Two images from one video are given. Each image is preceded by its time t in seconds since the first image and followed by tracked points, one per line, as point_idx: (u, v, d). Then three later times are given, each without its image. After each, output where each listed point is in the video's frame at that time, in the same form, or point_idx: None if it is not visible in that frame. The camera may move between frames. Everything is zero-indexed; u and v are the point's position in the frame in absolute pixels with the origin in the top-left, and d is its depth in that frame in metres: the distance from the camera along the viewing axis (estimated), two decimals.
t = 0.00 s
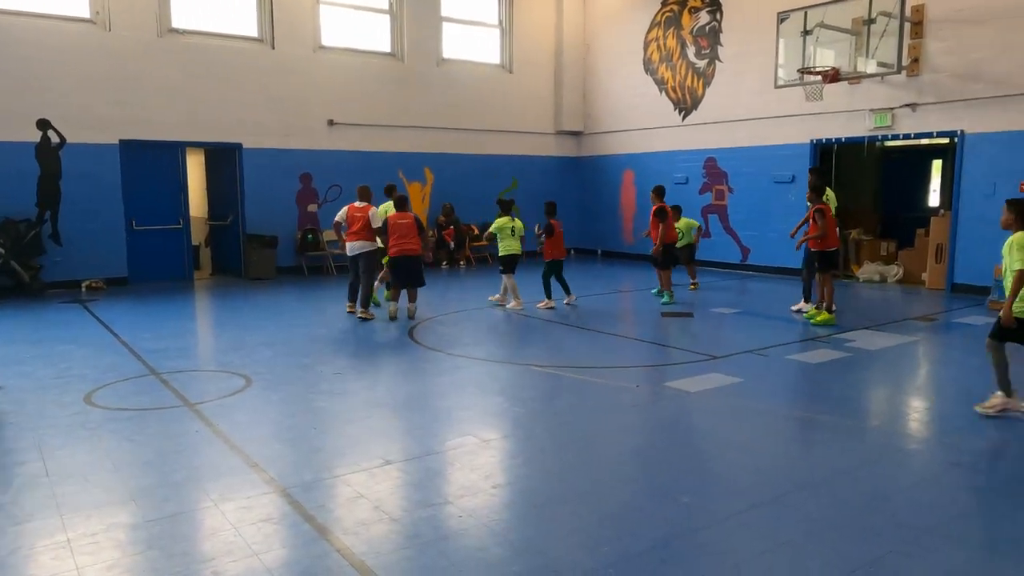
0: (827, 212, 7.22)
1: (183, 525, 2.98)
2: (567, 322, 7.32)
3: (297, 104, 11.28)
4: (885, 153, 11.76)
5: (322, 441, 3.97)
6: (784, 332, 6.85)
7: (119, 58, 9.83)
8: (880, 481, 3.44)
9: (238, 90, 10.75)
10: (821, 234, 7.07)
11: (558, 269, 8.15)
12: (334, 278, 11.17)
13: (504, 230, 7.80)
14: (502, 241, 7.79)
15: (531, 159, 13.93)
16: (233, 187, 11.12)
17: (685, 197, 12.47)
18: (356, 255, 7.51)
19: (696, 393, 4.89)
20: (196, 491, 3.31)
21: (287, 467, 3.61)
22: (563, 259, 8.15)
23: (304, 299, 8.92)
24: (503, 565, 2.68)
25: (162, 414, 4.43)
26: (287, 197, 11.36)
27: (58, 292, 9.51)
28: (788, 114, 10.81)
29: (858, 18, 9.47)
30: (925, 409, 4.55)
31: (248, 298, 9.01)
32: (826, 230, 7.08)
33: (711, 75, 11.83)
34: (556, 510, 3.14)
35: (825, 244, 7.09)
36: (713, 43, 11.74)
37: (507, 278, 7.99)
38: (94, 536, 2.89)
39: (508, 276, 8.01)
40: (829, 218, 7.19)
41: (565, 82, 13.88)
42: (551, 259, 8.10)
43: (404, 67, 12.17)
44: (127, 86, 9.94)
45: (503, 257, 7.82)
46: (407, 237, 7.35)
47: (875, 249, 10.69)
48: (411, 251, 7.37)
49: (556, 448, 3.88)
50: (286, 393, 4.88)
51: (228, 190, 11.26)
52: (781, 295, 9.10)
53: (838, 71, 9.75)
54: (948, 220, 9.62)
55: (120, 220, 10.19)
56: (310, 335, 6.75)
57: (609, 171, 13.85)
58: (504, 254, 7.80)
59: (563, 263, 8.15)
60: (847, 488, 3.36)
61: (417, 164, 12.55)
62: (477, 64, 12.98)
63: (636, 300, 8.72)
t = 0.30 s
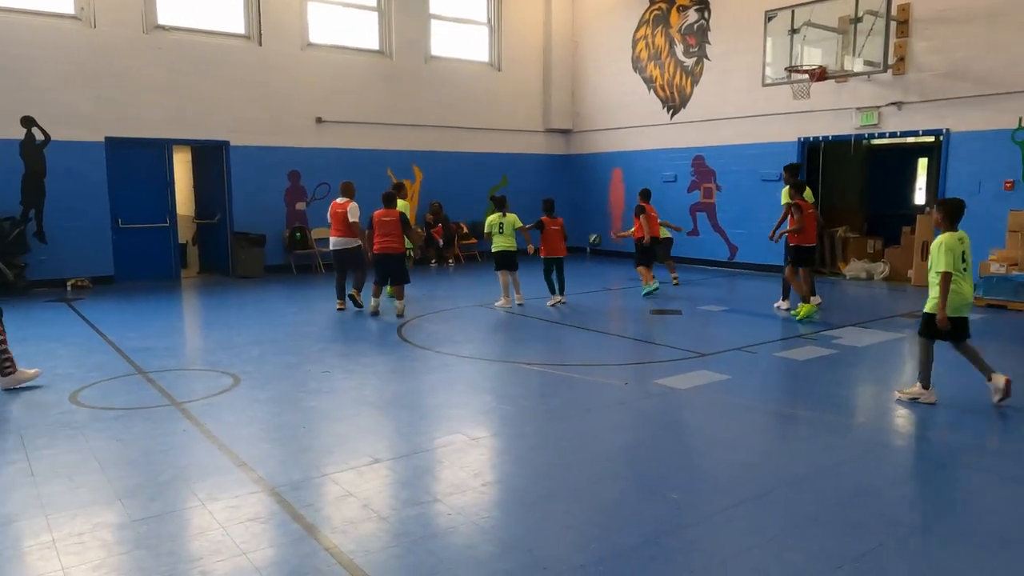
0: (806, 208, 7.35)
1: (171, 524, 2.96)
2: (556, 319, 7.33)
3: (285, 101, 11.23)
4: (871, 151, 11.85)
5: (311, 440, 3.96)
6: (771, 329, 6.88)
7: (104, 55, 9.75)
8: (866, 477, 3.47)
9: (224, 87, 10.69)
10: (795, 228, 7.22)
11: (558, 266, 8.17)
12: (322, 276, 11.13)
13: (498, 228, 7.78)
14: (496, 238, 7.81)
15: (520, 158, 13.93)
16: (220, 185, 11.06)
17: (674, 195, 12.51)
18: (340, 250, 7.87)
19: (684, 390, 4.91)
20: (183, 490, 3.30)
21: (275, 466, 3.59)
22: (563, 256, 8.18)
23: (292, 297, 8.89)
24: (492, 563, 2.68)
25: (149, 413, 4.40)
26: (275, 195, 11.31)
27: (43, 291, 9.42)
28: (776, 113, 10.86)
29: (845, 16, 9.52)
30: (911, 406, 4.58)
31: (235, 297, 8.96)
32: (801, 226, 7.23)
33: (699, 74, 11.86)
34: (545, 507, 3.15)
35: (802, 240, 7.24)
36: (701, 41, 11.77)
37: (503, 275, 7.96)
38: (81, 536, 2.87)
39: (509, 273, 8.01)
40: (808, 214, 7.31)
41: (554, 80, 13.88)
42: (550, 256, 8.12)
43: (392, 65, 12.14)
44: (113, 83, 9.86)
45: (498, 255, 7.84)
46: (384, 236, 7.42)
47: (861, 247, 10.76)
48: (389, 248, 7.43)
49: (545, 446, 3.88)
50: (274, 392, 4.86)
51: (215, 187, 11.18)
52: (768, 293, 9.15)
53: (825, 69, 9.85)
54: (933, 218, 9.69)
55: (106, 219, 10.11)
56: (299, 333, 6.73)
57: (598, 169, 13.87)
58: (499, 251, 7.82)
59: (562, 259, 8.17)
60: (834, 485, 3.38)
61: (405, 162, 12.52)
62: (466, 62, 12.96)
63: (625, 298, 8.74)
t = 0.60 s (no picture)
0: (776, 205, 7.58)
1: (159, 524, 2.95)
2: (545, 317, 7.34)
3: (274, 98, 11.18)
4: (859, 148, 11.96)
5: (301, 438, 3.95)
6: (760, 326, 6.92)
7: (90, 52, 9.67)
8: (853, 472, 3.50)
9: (213, 84, 10.63)
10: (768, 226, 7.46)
11: (552, 264, 8.19)
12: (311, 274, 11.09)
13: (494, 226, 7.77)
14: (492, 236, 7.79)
15: (509, 155, 13.93)
16: (208, 183, 11.00)
17: (663, 193, 12.54)
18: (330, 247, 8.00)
19: (673, 387, 4.93)
20: (172, 489, 3.28)
21: (265, 465, 3.58)
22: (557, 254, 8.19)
23: (281, 295, 8.85)
24: (482, 561, 2.68)
25: (137, 413, 4.37)
26: (263, 193, 11.26)
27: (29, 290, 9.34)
28: (764, 111, 10.91)
29: (833, 15, 9.59)
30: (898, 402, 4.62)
31: (223, 295, 8.92)
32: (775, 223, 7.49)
33: (688, 72, 11.90)
34: (535, 504, 3.15)
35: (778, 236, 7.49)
36: (690, 39, 11.81)
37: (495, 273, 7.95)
38: (67, 536, 2.85)
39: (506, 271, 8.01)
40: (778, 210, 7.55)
41: (543, 77, 13.88)
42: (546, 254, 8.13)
43: (381, 62, 12.10)
44: (99, 80, 9.78)
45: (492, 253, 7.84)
46: (365, 233, 7.44)
47: (849, 244, 10.83)
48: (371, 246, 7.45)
49: (535, 443, 3.89)
50: (263, 390, 4.84)
51: (203, 185, 11.12)
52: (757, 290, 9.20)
53: (813, 67, 9.97)
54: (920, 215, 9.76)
55: (92, 217, 10.03)
56: (288, 331, 6.71)
57: (587, 166, 13.89)
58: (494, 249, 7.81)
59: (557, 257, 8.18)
60: (821, 480, 3.41)
61: (395, 160, 12.49)
62: (455, 60, 12.93)
63: (614, 295, 8.76)
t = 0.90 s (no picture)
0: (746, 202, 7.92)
1: (146, 524, 2.93)
2: (534, 315, 7.34)
3: (262, 96, 11.12)
4: (847, 147, 12.00)
5: (289, 437, 3.93)
6: (748, 323, 6.95)
7: (75, 49, 9.58)
8: (841, 468, 3.53)
9: (200, 82, 10.56)
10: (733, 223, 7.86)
11: (542, 263, 8.20)
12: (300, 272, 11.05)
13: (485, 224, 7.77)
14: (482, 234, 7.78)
15: (499, 153, 13.92)
16: (196, 181, 10.93)
17: (652, 191, 12.57)
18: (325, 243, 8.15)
19: (662, 384, 4.94)
20: (159, 488, 3.27)
21: (253, 463, 3.57)
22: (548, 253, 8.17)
23: (270, 293, 8.82)
24: (471, 559, 2.68)
25: (124, 412, 4.34)
26: (251, 191, 11.20)
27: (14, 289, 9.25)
28: (753, 109, 10.95)
29: (820, 14, 9.64)
30: (885, 398, 4.65)
31: (211, 293, 8.87)
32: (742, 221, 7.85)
33: (677, 70, 11.92)
34: (525, 502, 3.16)
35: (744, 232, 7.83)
36: (678, 37, 11.83)
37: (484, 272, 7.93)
38: (53, 536, 2.83)
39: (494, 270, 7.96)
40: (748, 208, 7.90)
41: (532, 75, 13.88)
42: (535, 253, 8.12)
43: (370, 60, 12.07)
44: (85, 77, 9.69)
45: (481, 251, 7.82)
46: (350, 232, 7.44)
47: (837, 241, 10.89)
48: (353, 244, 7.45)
49: (524, 441, 3.89)
50: (251, 389, 4.81)
51: (190, 183, 11.05)
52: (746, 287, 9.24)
53: (801, 65, 10.05)
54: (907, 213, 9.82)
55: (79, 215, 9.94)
56: (277, 330, 6.68)
57: (577, 164, 13.90)
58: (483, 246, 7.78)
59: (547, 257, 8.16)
60: (809, 476, 3.43)
61: (384, 158, 12.46)
62: (444, 57, 12.91)
63: (603, 293, 8.78)
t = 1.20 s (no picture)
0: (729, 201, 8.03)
1: (135, 523, 2.91)
2: (525, 313, 7.35)
3: (251, 93, 11.07)
4: (835, 146, 12.00)
5: (279, 435, 3.92)
6: (737, 321, 6.98)
7: (61, 45, 9.50)
8: (830, 464, 3.55)
9: (188, 79, 10.50)
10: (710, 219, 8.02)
11: (532, 260, 8.20)
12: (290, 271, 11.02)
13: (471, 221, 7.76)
14: (468, 232, 7.78)
15: (489, 151, 13.92)
16: (184, 178, 10.87)
17: (641, 189, 12.60)
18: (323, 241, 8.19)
19: (652, 381, 4.96)
20: (147, 488, 3.25)
21: (241, 462, 3.56)
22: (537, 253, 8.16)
23: (259, 292, 8.78)
24: (462, 556, 2.68)
25: (113, 411, 4.31)
26: (240, 189, 11.15)
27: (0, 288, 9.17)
28: (742, 107, 10.99)
29: (808, 12, 9.75)
30: (873, 394, 4.69)
31: (200, 292, 8.82)
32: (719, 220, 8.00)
33: (666, 68, 11.95)
34: (515, 500, 3.16)
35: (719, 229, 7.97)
36: (668, 35, 11.86)
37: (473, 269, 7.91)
38: (41, 536, 2.81)
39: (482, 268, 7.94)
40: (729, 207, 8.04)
41: (522, 73, 13.88)
42: (524, 251, 8.11)
43: (359, 57, 12.03)
44: (71, 74, 9.61)
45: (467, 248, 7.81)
46: (340, 229, 7.43)
47: (826, 239, 10.96)
48: (344, 242, 7.44)
49: (515, 439, 3.89)
50: (240, 387, 4.80)
51: (178, 181, 10.98)
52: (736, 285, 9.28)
53: (790, 65, 10.14)
54: (894, 210, 9.89)
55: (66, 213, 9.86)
56: (267, 328, 6.66)
57: (567, 163, 13.91)
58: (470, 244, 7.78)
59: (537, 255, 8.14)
60: (798, 473, 3.44)
61: (374, 155, 12.43)
62: (434, 55, 12.89)
63: (593, 291, 8.79)
